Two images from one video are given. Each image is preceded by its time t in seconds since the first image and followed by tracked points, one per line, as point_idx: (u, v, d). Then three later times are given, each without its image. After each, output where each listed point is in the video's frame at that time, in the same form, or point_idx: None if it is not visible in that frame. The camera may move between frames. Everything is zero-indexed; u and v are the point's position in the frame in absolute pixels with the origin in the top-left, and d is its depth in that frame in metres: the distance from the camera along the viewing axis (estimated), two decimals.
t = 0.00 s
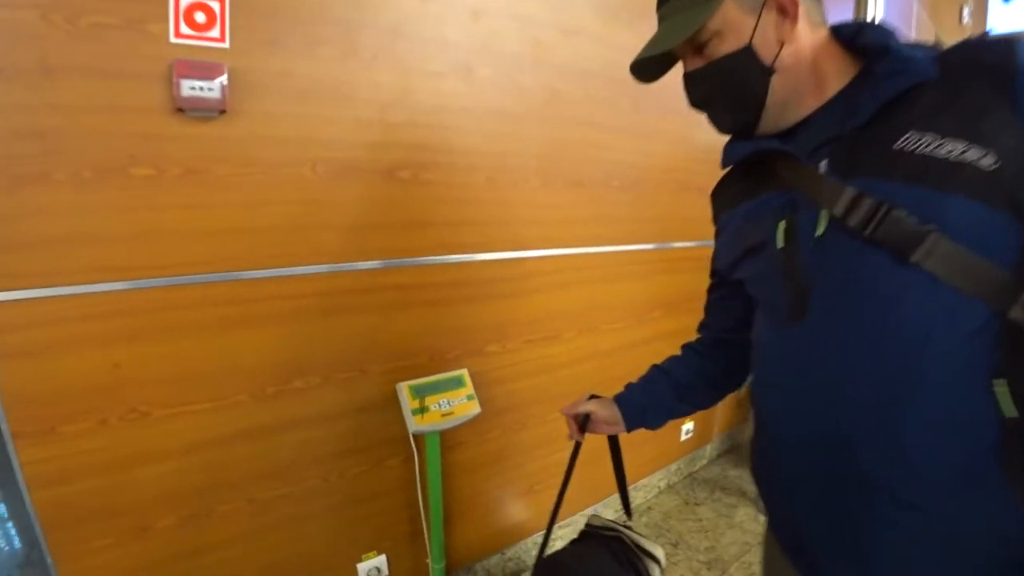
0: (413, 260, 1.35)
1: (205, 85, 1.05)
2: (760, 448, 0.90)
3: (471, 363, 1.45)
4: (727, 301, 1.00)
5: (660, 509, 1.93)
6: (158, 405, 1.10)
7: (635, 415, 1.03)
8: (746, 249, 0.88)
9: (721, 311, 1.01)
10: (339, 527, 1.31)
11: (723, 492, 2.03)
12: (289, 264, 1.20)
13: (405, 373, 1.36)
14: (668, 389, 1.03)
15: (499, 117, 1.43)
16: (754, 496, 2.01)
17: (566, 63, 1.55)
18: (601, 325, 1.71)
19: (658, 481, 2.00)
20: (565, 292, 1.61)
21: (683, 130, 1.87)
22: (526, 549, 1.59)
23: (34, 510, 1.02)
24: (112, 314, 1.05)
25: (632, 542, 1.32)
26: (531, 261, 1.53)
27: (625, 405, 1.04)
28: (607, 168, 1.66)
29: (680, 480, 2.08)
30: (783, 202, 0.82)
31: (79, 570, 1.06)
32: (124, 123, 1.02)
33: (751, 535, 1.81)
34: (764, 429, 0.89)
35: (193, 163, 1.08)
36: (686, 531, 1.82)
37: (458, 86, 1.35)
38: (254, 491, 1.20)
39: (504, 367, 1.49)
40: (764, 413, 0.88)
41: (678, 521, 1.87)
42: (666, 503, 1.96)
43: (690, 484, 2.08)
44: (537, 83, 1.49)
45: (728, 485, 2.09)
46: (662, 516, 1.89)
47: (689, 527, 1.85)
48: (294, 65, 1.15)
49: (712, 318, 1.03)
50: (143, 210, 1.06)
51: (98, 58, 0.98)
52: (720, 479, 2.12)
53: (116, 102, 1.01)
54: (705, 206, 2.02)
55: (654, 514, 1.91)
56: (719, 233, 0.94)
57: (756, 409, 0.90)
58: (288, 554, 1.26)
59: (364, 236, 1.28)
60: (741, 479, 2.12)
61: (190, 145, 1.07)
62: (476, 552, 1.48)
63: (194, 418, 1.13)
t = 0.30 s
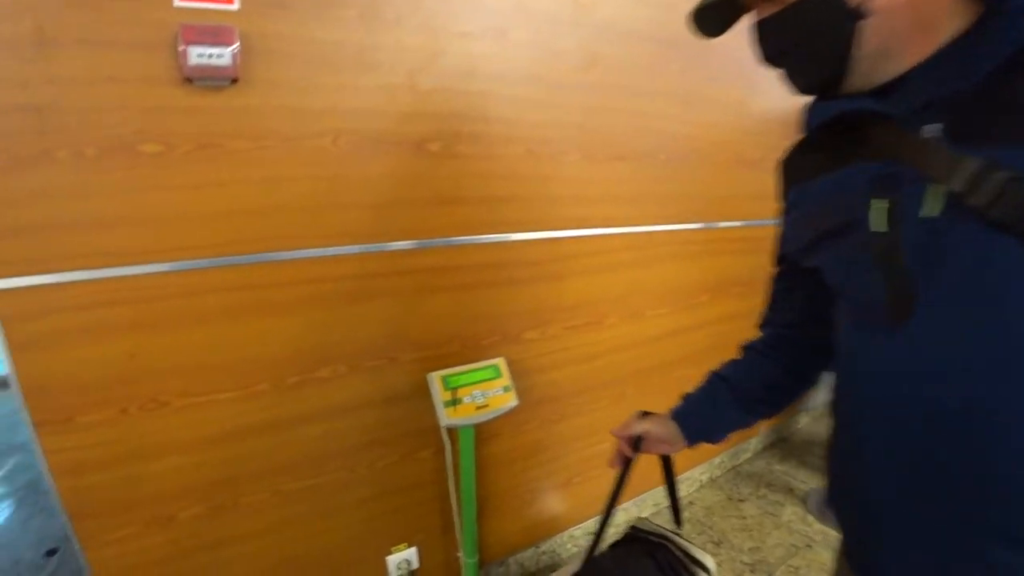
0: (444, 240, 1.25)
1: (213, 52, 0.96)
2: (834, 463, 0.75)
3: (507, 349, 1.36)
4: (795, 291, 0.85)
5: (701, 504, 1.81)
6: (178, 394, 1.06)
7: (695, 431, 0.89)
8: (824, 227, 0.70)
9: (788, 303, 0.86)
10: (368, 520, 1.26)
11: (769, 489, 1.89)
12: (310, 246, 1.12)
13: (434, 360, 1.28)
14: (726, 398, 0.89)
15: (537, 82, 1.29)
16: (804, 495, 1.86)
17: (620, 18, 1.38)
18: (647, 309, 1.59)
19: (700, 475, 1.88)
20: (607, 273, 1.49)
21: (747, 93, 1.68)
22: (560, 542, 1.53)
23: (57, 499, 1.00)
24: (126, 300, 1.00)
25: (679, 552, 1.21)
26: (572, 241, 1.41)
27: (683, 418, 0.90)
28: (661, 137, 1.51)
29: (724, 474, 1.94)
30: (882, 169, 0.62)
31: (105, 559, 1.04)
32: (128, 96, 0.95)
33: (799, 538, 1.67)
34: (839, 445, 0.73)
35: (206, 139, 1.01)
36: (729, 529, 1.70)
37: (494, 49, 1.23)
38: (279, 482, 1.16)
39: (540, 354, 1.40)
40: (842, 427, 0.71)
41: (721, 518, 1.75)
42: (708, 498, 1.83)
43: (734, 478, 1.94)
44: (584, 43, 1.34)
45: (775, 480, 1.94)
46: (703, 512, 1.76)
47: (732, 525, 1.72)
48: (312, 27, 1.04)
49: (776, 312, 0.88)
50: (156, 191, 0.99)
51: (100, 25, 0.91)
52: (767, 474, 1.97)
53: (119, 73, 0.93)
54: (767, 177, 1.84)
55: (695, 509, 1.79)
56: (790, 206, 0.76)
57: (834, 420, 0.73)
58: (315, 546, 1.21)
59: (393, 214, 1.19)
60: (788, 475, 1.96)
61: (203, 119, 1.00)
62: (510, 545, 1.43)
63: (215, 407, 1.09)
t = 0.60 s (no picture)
0: (483, 226, 1.19)
1: (242, 32, 0.92)
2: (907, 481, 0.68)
3: (547, 341, 1.31)
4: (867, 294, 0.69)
5: (747, 507, 1.72)
6: (214, 378, 1.07)
7: (746, 467, 0.76)
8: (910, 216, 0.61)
9: (854, 305, 0.71)
10: (402, 509, 1.26)
11: (822, 495, 1.78)
12: (344, 233, 1.09)
13: (471, 351, 1.25)
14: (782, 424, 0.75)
15: (588, 56, 1.18)
16: (859, 504, 1.75)
17: None
18: (699, 302, 1.50)
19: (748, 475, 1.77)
20: (657, 263, 1.40)
21: (823, 66, 1.53)
22: (596, 538, 1.50)
23: (103, 476, 1.02)
24: (162, 286, 1.01)
25: (721, 566, 1.15)
26: (620, 228, 1.33)
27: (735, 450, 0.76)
28: (722, 116, 1.39)
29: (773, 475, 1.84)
30: (1012, 156, 0.53)
31: (148, 534, 1.07)
32: (160, 82, 0.93)
33: (852, 551, 1.57)
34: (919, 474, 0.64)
35: (238, 124, 0.98)
36: (776, 536, 1.61)
37: (543, 19, 1.13)
38: (314, 468, 1.17)
39: (583, 347, 1.34)
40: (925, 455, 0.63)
41: (768, 523, 1.66)
42: (755, 500, 1.74)
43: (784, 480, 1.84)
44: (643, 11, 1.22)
45: (828, 486, 1.83)
46: (750, 515, 1.68)
47: (780, 531, 1.63)
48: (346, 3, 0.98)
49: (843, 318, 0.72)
50: (191, 178, 0.98)
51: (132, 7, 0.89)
52: (820, 479, 1.86)
53: (150, 58, 0.91)
54: (842, 157, 1.68)
55: (740, 511, 1.70)
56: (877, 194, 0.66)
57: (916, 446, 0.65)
58: (350, 532, 1.23)
59: (429, 201, 1.14)
60: (844, 482, 1.85)
61: (235, 103, 0.97)
62: (546, 540, 1.41)
63: (252, 392, 1.10)
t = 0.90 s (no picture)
0: (502, 215, 1.16)
1: (258, 14, 0.90)
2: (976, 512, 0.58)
3: (565, 334, 1.28)
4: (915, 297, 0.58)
5: (770, 513, 1.68)
6: (228, 361, 1.08)
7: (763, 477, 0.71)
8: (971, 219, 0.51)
9: (894, 304, 0.61)
10: (413, 497, 1.26)
11: (851, 505, 1.71)
12: (358, 219, 1.07)
13: (487, 342, 1.23)
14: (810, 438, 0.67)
15: (616, 40, 1.13)
16: (889, 516, 1.67)
17: None
18: (726, 299, 1.45)
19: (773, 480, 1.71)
20: (684, 257, 1.35)
21: (873, 52, 1.43)
22: (612, 536, 1.48)
23: (122, 450, 1.07)
24: (179, 269, 1.01)
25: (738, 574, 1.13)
26: (645, 220, 1.28)
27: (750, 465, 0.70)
28: (760, 104, 1.32)
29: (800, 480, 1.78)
30: None
31: (167, 507, 1.12)
32: (177, 66, 0.92)
33: (880, 565, 1.49)
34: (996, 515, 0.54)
35: (252, 107, 0.97)
36: (800, 544, 1.55)
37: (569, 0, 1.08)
38: (326, 454, 1.17)
39: (603, 341, 1.31)
40: (1002, 488, 0.53)
41: (792, 530, 1.61)
42: (780, 506, 1.68)
43: (812, 487, 1.78)
44: None
45: (858, 495, 1.76)
46: (773, 521, 1.63)
47: (804, 540, 1.57)
48: None
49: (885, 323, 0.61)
50: (205, 161, 0.98)
51: None
52: (851, 487, 1.79)
53: (167, 42, 0.91)
54: (890, 150, 1.58)
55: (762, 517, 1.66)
56: (940, 180, 0.54)
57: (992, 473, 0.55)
58: (361, 517, 1.24)
59: (446, 188, 1.11)
60: (875, 491, 1.78)
61: (249, 86, 0.96)
62: (559, 536, 1.41)
63: (265, 375, 1.11)
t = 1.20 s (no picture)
0: (505, 204, 1.14)
1: (259, 4, 0.90)
2: None
3: (571, 327, 1.27)
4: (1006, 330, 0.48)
5: (784, 513, 1.75)
6: (233, 349, 1.10)
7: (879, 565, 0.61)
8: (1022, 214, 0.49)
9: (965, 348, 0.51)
10: (416, 487, 1.29)
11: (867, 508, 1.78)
12: (359, 209, 1.07)
13: (491, 333, 1.22)
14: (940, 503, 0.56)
15: (625, 26, 1.10)
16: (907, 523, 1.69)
17: None
18: (738, 293, 1.42)
19: (787, 480, 1.81)
20: (695, 250, 1.32)
21: (899, 37, 1.37)
22: (619, 533, 1.51)
23: (132, 434, 1.10)
24: (183, 258, 1.03)
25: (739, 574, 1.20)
26: (655, 212, 1.25)
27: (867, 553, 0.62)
28: (776, 91, 1.27)
29: (816, 483, 1.87)
30: None
31: (177, 489, 1.16)
32: (180, 56, 0.93)
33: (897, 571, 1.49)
34: None
35: (255, 97, 0.98)
36: (813, 546, 1.61)
37: None
38: (330, 442, 1.20)
39: (609, 334, 1.30)
40: None
41: (805, 532, 1.67)
42: (792, 506, 1.78)
43: (826, 489, 1.86)
44: None
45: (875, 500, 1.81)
46: (785, 523, 1.70)
47: (817, 542, 1.63)
48: None
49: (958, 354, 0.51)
50: (210, 152, 0.99)
51: None
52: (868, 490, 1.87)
53: (170, 32, 0.92)
54: (916, 140, 1.52)
55: (777, 517, 1.73)
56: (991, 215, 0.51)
57: None
58: (365, 504, 1.27)
59: (450, 179, 1.10)
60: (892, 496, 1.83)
61: (251, 76, 0.96)
62: (564, 531, 1.44)
63: (269, 364, 1.12)
